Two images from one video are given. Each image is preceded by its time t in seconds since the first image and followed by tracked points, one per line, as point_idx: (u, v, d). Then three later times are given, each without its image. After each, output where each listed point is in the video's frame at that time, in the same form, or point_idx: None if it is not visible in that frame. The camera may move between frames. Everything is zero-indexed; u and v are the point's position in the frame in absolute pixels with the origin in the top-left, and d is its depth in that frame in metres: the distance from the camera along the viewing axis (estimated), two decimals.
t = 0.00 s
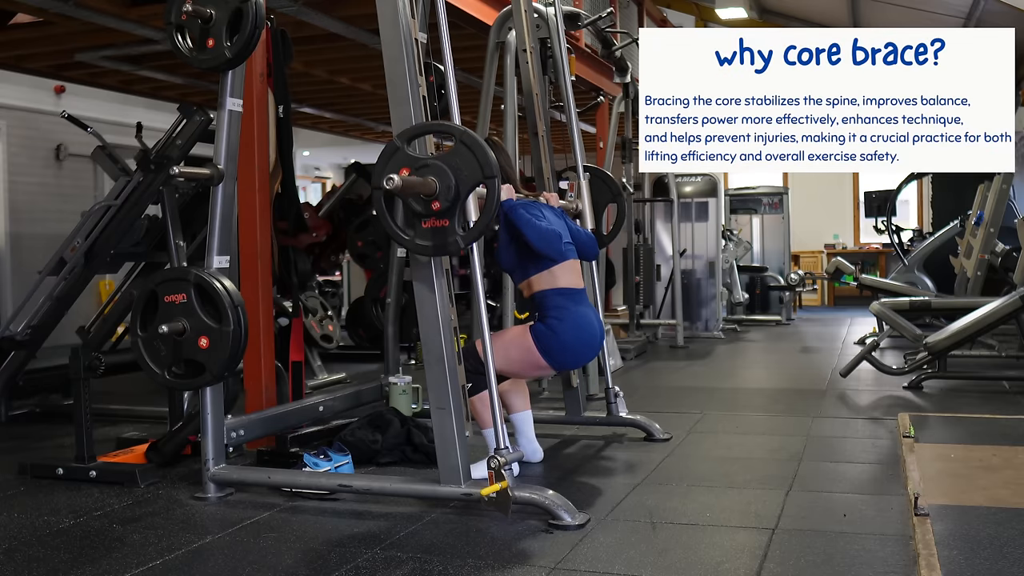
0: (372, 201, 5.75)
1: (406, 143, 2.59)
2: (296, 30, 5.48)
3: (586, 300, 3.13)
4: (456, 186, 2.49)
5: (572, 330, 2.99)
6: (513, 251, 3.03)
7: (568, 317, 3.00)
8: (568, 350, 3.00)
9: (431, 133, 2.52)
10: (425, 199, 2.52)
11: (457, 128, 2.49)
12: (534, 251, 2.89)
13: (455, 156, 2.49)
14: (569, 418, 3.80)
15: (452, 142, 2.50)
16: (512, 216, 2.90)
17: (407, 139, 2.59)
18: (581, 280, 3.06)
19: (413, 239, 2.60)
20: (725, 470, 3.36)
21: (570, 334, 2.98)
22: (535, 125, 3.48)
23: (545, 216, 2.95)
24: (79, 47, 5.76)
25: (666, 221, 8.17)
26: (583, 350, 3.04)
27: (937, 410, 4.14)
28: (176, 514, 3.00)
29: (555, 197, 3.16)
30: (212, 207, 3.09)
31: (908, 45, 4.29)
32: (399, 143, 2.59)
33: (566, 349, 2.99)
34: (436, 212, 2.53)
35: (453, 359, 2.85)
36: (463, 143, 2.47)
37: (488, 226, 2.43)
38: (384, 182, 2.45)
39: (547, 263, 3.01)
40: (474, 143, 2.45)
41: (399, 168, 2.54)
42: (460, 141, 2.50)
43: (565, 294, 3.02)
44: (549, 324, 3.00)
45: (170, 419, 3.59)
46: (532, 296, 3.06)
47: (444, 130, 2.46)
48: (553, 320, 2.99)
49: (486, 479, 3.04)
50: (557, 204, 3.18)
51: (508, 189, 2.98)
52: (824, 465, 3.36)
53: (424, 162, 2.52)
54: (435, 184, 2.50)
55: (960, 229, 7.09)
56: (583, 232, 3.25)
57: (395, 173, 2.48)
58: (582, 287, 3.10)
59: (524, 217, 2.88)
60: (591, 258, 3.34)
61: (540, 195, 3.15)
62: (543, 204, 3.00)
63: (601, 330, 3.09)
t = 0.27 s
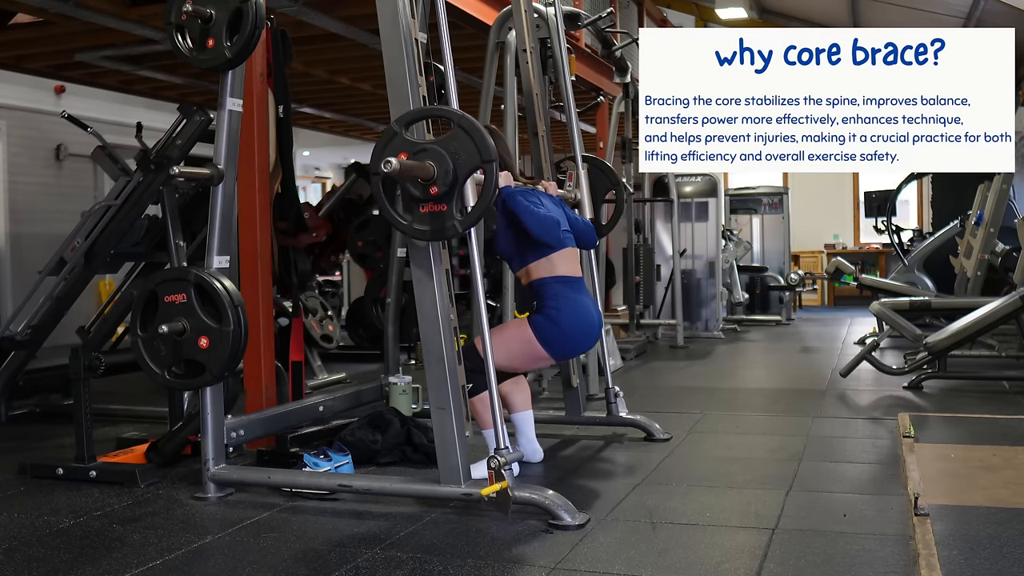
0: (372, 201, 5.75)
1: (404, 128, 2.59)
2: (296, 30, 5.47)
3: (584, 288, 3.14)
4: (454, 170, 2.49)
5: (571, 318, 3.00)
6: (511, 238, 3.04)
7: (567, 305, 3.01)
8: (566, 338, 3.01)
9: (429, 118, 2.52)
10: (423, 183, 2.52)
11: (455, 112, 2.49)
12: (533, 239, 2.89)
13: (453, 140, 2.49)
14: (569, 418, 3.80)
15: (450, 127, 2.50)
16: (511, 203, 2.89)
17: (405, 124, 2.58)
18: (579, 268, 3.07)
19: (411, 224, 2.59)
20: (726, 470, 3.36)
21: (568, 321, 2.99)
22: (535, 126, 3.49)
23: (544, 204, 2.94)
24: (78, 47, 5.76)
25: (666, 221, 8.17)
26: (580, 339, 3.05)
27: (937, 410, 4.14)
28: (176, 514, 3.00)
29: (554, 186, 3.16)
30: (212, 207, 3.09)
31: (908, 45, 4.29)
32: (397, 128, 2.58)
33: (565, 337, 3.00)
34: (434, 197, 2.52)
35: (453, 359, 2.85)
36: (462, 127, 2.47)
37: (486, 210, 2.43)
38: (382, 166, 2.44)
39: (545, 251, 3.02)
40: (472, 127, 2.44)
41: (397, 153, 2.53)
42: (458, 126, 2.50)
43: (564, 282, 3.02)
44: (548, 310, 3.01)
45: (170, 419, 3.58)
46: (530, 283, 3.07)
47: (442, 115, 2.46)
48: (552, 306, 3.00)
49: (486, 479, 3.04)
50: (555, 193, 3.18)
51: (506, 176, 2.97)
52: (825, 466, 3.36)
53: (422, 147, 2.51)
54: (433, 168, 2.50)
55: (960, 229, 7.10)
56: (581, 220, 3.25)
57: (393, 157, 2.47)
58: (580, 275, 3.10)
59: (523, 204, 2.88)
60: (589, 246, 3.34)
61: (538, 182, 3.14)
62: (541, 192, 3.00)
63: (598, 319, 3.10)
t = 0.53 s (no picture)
0: (372, 201, 5.76)
1: (402, 116, 2.58)
2: (296, 30, 5.47)
3: (583, 280, 3.15)
4: (453, 157, 2.49)
5: (572, 308, 3.00)
6: (509, 227, 3.05)
7: (566, 295, 3.01)
8: (567, 329, 3.01)
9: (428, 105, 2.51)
10: (422, 171, 2.51)
11: (453, 100, 2.48)
12: (532, 228, 2.90)
13: (452, 128, 2.49)
14: (569, 417, 3.80)
15: (448, 115, 2.50)
16: (509, 192, 2.92)
17: (403, 112, 2.58)
18: (578, 259, 3.08)
19: (409, 211, 2.59)
20: (726, 470, 3.36)
21: (568, 311, 3.00)
22: (535, 126, 3.49)
23: (542, 194, 2.96)
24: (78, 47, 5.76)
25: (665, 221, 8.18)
26: (580, 329, 3.05)
27: (937, 410, 4.14)
28: (176, 514, 3.00)
29: (552, 177, 3.17)
30: (212, 207, 3.09)
31: (908, 45, 4.29)
32: (396, 116, 2.57)
33: (564, 328, 3.00)
34: (433, 184, 2.52)
35: (453, 360, 2.85)
36: (460, 115, 2.47)
37: (484, 198, 2.44)
38: (381, 153, 2.43)
39: (543, 241, 3.03)
40: (471, 115, 2.44)
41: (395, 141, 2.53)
42: (457, 113, 2.50)
43: (563, 272, 3.03)
44: (547, 301, 3.01)
45: (170, 419, 3.58)
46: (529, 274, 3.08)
47: (440, 103, 2.46)
48: (551, 297, 3.00)
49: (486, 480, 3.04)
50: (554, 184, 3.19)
51: (505, 165, 2.99)
52: (824, 466, 3.36)
53: (421, 134, 2.51)
54: (432, 156, 2.49)
55: (960, 229, 7.10)
56: (579, 211, 3.26)
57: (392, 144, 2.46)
58: (579, 266, 3.11)
59: (521, 193, 2.90)
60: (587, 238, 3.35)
61: (537, 172, 3.16)
62: (539, 182, 3.02)
63: (597, 309, 3.10)
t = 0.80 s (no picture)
0: (372, 201, 5.76)
1: (400, 107, 2.57)
2: (296, 30, 5.47)
3: (583, 272, 3.15)
4: (452, 148, 2.49)
5: (573, 301, 3.01)
6: (508, 220, 3.07)
7: (566, 287, 3.01)
8: (568, 322, 3.01)
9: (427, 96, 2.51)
10: (420, 162, 2.52)
11: (452, 91, 2.48)
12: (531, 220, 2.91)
13: (451, 119, 2.48)
14: (569, 417, 3.80)
15: (447, 106, 2.49)
16: (507, 184, 2.93)
17: (401, 103, 2.57)
18: (579, 252, 3.08)
19: (408, 202, 2.59)
20: (726, 470, 3.36)
21: (569, 304, 3.00)
22: (535, 126, 3.49)
23: (541, 187, 2.97)
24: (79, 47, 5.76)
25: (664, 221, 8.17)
26: (581, 323, 3.05)
27: (937, 410, 4.14)
28: (176, 514, 3.00)
29: (551, 171, 3.18)
30: (212, 207, 3.09)
31: (908, 45, 4.29)
32: (394, 107, 2.57)
33: (565, 321, 3.00)
34: (431, 175, 2.52)
35: (453, 360, 2.85)
36: (459, 106, 2.47)
37: (484, 189, 2.44)
38: (379, 143, 2.43)
39: (543, 233, 3.04)
40: (469, 106, 2.44)
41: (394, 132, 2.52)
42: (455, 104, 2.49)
43: (562, 264, 3.04)
44: (548, 294, 3.01)
45: (170, 419, 3.58)
46: (529, 267, 3.09)
47: (439, 94, 2.46)
48: (551, 290, 3.01)
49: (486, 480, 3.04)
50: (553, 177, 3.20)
51: (504, 157, 3.00)
52: (824, 466, 3.36)
53: (419, 125, 2.51)
54: (430, 147, 2.49)
55: (960, 229, 7.10)
56: (579, 205, 3.27)
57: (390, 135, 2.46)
58: (579, 259, 3.12)
59: (520, 185, 2.91)
60: (587, 231, 3.36)
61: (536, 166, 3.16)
62: (539, 175, 3.02)
63: (598, 301, 3.10)
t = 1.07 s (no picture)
0: (372, 201, 5.76)
1: (400, 101, 2.57)
2: (296, 30, 5.47)
3: (583, 266, 3.15)
4: (451, 142, 2.49)
5: (574, 295, 3.01)
6: (508, 215, 3.07)
7: (568, 281, 3.01)
8: (570, 316, 3.01)
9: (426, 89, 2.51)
10: (420, 155, 2.52)
11: (451, 85, 2.47)
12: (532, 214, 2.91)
13: (450, 113, 2.48)
14: (569, 417, 3.80)
15: (447, 100, 2.49)
16: (507, 179, 2.92)
17: (401, 96, 2.57)
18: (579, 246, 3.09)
19: (407, 196, 2.60)
20: (726, 470, 3.35)
21: (571, 298, 3.00)
22: (535, 126, 3.49)
23: (541, 181, 2.97)
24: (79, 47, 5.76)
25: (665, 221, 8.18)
26: (583, 316, 3.05)
27: (937, 410, 4.14)
28: (176, 514, 3.00)
29: (551, 165, 3.18)
30: (212, 207, 3.09)
31: (908, 45, 4.28)
32: (394, 101, 2.57)
33: (567, 315, 3.00)
34: (431, 169, 2.53)
35: (453, 360, 2.85)
36: (458, 100, 2.46)
37: (482, 183, 2.44)
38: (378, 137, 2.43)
39: (544, 227, 3.04)
40: (468, 100, 2.43)
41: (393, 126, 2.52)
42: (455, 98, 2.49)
43: (563, 259, 3.04)
44: (549, 289, 3.01)
45: (169, 419, 3.58)
46: (529, 261, 3.09)
47: (438, 88, 2.45)
48: (552, 285, 3.01)
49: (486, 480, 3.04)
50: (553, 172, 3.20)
51: (503, 151, 2.99)
52: (824, 466, 3.36)
53: (418, 119, 2.51)
54: (430, 140, 2.49)
55: (960, 229, 7.10)
56: (578, 199, 3.27)
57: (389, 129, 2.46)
58: (579, 253, 3.12)
59: (520, 179, 2.90)
60: (587, 225, 3.37)
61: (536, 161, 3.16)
62: (538, 170, 3.02)
63: (599, 294, 3.10)
